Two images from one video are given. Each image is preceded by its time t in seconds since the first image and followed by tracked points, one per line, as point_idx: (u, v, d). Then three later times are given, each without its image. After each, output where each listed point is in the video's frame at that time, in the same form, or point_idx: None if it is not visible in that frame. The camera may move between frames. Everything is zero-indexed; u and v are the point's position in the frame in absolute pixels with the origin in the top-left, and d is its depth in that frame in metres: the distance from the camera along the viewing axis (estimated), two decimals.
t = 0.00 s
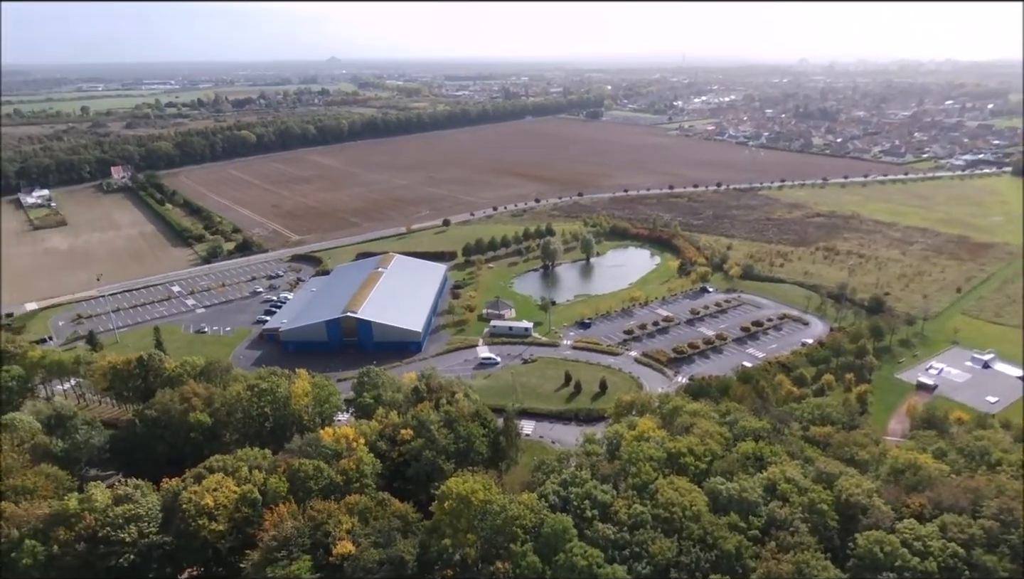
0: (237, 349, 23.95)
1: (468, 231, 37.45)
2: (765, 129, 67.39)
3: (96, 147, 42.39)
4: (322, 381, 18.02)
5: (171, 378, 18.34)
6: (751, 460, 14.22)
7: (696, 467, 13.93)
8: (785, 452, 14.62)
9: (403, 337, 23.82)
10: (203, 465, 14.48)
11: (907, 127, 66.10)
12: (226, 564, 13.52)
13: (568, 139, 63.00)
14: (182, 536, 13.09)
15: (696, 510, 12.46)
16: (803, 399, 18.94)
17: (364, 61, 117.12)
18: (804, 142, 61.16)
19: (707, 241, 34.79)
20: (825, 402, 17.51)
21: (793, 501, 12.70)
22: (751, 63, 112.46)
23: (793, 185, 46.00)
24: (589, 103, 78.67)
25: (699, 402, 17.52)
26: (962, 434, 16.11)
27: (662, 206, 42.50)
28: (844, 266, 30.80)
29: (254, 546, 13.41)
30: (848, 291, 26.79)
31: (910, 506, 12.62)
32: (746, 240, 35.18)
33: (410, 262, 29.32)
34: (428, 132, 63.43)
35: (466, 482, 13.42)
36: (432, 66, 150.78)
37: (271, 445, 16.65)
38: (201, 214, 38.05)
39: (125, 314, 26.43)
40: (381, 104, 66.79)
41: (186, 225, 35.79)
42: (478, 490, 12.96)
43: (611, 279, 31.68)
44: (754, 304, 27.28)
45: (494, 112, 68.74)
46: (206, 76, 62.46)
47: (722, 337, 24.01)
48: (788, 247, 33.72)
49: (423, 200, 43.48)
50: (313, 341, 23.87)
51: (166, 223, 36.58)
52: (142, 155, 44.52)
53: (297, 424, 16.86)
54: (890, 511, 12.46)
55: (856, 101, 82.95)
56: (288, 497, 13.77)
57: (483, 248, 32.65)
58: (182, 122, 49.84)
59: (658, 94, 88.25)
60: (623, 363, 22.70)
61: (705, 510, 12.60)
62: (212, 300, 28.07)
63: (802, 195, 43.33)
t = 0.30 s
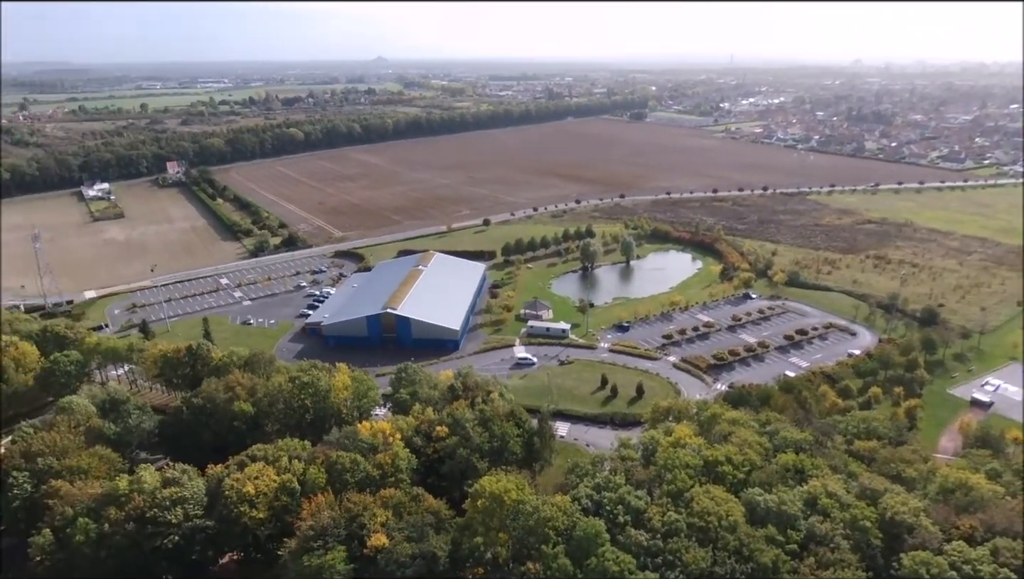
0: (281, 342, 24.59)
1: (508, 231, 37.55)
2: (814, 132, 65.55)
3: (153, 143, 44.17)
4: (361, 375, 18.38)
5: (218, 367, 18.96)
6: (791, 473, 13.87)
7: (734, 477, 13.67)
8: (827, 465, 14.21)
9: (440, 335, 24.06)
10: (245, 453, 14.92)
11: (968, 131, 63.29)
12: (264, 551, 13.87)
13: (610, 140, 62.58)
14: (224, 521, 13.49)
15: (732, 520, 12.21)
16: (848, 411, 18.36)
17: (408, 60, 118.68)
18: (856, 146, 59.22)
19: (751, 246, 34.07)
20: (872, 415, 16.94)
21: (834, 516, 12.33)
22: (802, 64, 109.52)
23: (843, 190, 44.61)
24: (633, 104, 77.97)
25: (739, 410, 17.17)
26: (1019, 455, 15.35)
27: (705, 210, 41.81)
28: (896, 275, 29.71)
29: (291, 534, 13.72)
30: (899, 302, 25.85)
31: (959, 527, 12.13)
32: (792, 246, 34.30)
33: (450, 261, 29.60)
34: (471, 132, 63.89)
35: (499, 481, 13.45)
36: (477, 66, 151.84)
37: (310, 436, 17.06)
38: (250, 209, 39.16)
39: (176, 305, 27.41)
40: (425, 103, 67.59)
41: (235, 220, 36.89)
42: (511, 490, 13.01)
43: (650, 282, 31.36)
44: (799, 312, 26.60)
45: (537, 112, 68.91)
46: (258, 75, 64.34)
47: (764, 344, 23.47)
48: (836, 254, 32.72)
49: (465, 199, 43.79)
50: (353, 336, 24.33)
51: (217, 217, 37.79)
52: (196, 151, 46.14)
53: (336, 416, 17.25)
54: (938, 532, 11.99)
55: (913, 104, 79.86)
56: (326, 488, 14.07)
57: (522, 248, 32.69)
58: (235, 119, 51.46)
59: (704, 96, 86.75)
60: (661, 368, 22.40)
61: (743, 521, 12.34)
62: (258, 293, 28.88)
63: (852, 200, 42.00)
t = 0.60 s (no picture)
0: (322, 336, 25.14)
1: (548, 232, 37.49)
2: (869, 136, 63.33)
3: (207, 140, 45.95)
4: (399, 371, 18.67)
5: (262, 359, 19.52)
6: (833, 487, 13.47)
7: (773, 489, 13.34)
8: (872, 482, 13.72)
9: (478, 334, 24.20)
10: (286, 443, 15.31)
11: None
12: (302, 540, 14.20)
13: (655, 142, 61.82)
14: (264, 509, 13.86)
15: (771, 533, 11.93)
16: (897, 426, 17.69)
17: (454, 61, 119.96)
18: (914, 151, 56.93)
19: (797, 253, 33.18)
20: (921, 431, 16.29)
21: (878, 535, 11.91)
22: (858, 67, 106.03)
23: (897, 197, 42.97)
24: (679, 106, 76.80)
25: (780, 421, 16.76)
26: None
27: (751, 215, 40.91)
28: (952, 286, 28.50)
29: (328, 524, 14.01)
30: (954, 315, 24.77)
31: (1013, 553, 11.56)
32: (841, 254, 33.26)
33: (489, 261, 29.74)
34: (514, 132, 64.04)
35: (532, 482, 13.44)
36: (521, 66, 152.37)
37: (348, 429, 17.41)
38: (297, 205, 40.15)
39: (224, 297, 28.32)
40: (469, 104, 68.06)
41: (282, 215, 37.89)
42: (544, 491, 12.99)
43: (691, 287, 30.88)
44: (846, 322, 25.79)
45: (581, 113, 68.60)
46: (308, 75, 66.04)
47: (809, 354, 22.84)
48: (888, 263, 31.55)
49: (506, 199, 43.91)
50: (392, 332, 24.70)
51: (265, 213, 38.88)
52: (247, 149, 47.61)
53: (374, 411, 17.54)
54: (990, 557, 11.45)
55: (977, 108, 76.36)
56: (362, 481, 14.32)
57: (562, 249, 32.59)
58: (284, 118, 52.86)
59: (753, 97, 84.81)
60: (700, 375, 22.04)
61: (781, 535, 12.04)
62: (302, 288, 29.56)
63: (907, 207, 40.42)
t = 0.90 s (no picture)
0: (371, 331, 25.66)
1: (597, 235, 37.22)
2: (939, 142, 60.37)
3: (269, 138, 47.76)
4: (444, 369, 18.91)
5: (312, 351, 20.09)
6: (888, 510, 12.89)
7: (823, 508, 12.88)
8: (931, 506, 13.07)
9: (523, 336, 24.25)
10: (333, 435, 15.72)
11: None
12: (346, 530, 14.54)
13: (710, 146, 60.56)
14: (310, 498, 14.26)
15: (819, 553, 11.52)
16: (960, 449, 16.77)
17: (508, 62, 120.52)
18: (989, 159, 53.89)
19: (858, 263, 31.91)
20: (988, 456, 15.40)
21: (936, 562, 11.33)
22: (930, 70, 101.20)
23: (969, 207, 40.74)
24: (737, 110, 74.95)
25: (833, 438, 16.15)
26: None
27: (808, 223, 39.56)
28: None
29: (371, 516, 14.31)
30: None
31: None
32: (905, 266, 31.79)
33: (537, 263, 29.75)
34: (566, 134, 63.85)
35: (573, 486, 13.37)
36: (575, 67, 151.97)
37: (393, 424, 17.71)
38: (351, 203, 41.13)
39: (279, 290, 29.26)
40: (522, 105, 68.25)
41: (337, 212, 38.89)
42: (585, 496, 12.91)
43: (743, 295, 30.12)
44: (908, 338, 24.66)
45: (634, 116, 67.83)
46: (367, 76, 67.63)
47: (867, 370, 21.95)
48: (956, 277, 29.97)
49: (556, 201, 43.82)
50: (439, 330, 25.01)
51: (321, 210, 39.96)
52: (306, 147, 49.07)
53: (418, 408, 17.81)
54: None
55: None
56: (405, 475, 14.56)
57: (611, 253, 32.29)
58: (342, 118, 54.24)
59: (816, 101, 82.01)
60: (750, 386, 21.46)
61: (831, 556, 11.60)
62: (354, 284, 30.25)
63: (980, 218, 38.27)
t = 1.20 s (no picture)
0: (415, 327, 26.03)
1: (644, 238, 36.78)
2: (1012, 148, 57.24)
3: (322, 136, 49.07)
4: (486, 367, 19.03)
5: (357, 345, 20.52)
6: (942, 533, 12.32)
7: (873, 527, 12.40)
8: (989, 532, 12.41)
9: (565, 337, 24.18)
10: (375, 427, 16.00)
11: None
12: (384, 522, 14.80)
13: (763, 149, 59.03)
14: (351, 488, 14.56)
15: (867, 573, 11.11)
16: None
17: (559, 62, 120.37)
18: None
19: (918, 274, 30.58)
20: None
21: None
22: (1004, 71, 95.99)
23: None
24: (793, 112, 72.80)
25: (885, 454, 15.52)
26: None
27: (866, 231, 38.11)
28: None
29: (409, 509, 14.52)
30: None
31: None
32: (970, 277, 30.27)
33: (582, 264, 29.59)
34: (615, 136, 63.24)
35: (610, 490, 13.24)
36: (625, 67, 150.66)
37: (434, 420, 17.92)
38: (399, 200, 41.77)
39: (328, 284, 29.98)
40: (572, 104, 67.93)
41: (386, 209, 39.56)
42: (623, 502, 12.78)
43: (794, 303, 29.26)
44: (971, 354, 23.49)
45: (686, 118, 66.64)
46: (419, 75, 68.59)
47: (924, 386, 21.00)
48: None
49: (602, 203, 43.48)
50: (482, 329, 25.16)
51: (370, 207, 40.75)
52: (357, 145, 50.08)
53: (459, 405, 17.97)
54: None
55: None
56: (443, 470, 14.70)
57: (657, 257, 31.85)
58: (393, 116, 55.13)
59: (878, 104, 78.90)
60: (798, 397, 20.82)
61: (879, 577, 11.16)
62: (400, 280, 30.71)
63: None
